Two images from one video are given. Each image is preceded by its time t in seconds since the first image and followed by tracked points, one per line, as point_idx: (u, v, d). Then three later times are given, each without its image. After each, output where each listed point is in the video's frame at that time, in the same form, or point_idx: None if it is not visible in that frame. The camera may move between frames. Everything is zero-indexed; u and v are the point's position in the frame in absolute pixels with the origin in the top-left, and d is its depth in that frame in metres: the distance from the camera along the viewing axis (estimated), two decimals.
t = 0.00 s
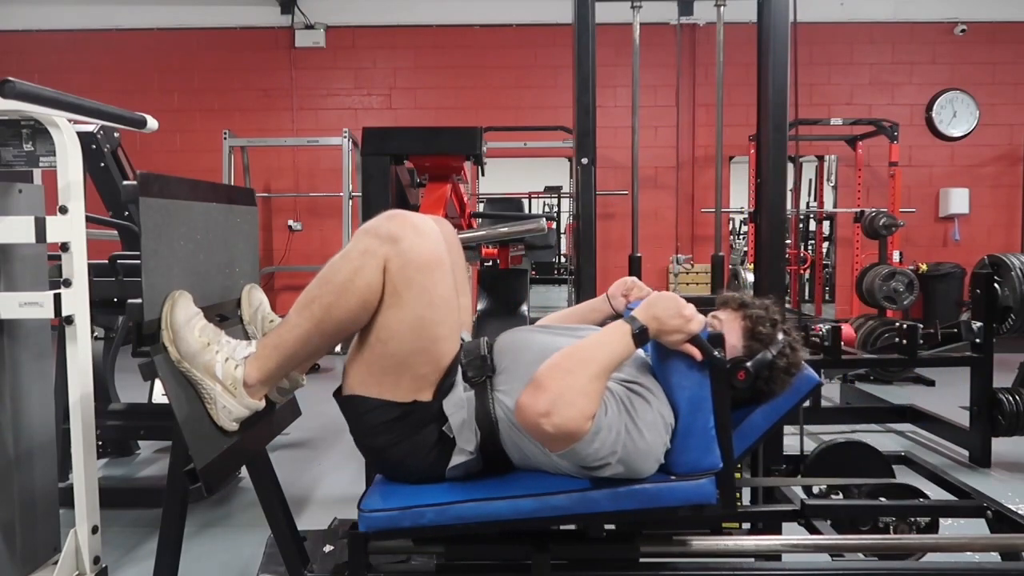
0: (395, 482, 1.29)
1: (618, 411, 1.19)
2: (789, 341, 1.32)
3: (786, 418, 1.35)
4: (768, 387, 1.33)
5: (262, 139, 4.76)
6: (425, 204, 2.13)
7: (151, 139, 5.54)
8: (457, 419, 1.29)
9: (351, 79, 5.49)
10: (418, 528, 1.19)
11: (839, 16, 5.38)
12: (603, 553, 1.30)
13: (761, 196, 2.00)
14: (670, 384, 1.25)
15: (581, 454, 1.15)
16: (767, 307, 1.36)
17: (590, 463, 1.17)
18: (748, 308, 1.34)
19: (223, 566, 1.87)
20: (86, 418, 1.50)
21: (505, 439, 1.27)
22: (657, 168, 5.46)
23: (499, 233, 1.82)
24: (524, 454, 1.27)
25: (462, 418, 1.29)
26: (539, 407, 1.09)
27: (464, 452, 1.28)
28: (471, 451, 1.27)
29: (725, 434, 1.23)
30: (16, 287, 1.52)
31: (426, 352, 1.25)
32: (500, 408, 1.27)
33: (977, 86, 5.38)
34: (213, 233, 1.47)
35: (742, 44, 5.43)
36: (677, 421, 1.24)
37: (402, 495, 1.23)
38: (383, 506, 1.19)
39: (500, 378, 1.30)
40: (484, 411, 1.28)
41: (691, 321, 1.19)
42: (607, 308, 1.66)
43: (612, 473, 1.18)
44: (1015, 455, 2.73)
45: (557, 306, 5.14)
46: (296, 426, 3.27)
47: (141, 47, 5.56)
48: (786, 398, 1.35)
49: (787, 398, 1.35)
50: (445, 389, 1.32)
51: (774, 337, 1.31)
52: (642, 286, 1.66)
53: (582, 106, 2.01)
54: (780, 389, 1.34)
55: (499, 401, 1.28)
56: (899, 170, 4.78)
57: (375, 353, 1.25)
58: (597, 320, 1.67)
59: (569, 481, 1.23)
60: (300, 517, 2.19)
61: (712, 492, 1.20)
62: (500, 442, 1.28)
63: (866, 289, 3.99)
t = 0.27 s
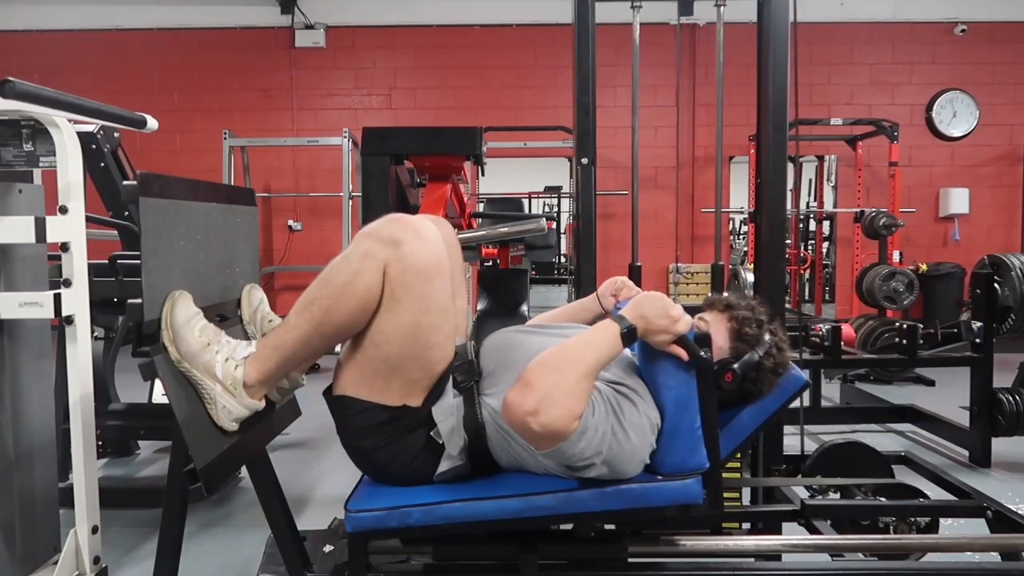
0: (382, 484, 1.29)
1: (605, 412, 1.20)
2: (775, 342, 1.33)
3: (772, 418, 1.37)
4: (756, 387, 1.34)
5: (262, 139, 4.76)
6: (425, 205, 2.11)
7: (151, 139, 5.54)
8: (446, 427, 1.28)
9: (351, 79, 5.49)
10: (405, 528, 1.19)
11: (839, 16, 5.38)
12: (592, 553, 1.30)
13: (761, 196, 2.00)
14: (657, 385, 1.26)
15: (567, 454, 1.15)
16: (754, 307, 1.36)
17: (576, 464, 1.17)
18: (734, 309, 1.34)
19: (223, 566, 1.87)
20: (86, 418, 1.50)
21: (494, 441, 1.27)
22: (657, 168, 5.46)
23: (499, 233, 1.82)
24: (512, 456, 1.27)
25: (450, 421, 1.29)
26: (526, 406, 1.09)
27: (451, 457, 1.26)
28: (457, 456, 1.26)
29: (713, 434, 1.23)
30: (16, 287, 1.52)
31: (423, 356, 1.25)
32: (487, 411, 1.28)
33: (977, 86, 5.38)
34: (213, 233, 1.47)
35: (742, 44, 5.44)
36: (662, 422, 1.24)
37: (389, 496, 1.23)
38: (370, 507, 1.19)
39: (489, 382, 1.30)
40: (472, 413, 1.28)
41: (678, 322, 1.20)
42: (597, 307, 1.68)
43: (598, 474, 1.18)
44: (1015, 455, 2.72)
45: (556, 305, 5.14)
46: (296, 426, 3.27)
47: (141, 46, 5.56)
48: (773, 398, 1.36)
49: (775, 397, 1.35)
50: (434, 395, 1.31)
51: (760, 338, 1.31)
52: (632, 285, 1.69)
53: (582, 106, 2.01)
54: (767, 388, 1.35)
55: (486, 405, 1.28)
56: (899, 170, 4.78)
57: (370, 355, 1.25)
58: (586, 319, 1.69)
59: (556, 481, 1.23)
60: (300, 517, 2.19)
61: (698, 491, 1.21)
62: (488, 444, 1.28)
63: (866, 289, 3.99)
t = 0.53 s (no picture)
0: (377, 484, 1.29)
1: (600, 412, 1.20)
2: (769, 343, 1.33)
3: (767, 418, 1.36)
4: (751, 388, 1.33)
5: (262, 139, 4.76)
6: (424, 205, 2.10)
7: (151, 139, 5.54)
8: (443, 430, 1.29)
9: (351, 79, 5.49)
10: (400, 528, 1.19)
11: (839, 16, 5.38)
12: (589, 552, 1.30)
13: (761, 196, 2.00)
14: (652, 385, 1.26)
15: (561, 455, 1.15)
16: (748, 308, 1.35)
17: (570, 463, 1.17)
18: (729, 310, 1.34)
19: (223, 566, 1.87)
20: (86, 418, 1.50)
21: (490, 441, 1.27)
22: (657, 168, 5.46)
23: (499, 233, 1.82)
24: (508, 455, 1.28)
25: (446, 424, 1.30)
26: (518, 406, 1.09)
27: (446, 457, 1.27)
28: (452, 456, 1.27)
29: (704, 434, 1.24)
30: (16, 287, 1.52)
31: (419, 355, 1.25)
32: (484, 411, 1.29)
33: (977, 86, 5.39)
34: (213, 234, 1.47)
35: (742, 44, 5.44)
36: (657, 422, 1.24)
37: (383, 495, 1.22)
38: (364, 506, 1.19)
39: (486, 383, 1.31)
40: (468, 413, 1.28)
41: (671, 322, 1.20)
42: (592, 306, 1.68)
43: (592, 473, 1.19)
44: (1014, 455, 2.72)
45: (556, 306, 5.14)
46: (296, 426, 3.28)
47: (141, 46, 5.56)
48: (767, 399, 1.36)
49: (769, 398, 1.35)
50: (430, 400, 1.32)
51: (755, 338, 1.31)
52: (627, 286, 1.70)
53: (582, 106, 2.01)
54: (762, 389, 1.34)
55: (483, 405, 1.29)
56: (899, 170, 4.78)
57: (365, 355, 1.25)
58: (581, 319, 1.68)
59: (551, 480, 1.23)
60: (301, 517, 2.19)
61: (692, 491, 1.21)
62: (484, 444, 1.28)
63: (866, 289, 3.99)
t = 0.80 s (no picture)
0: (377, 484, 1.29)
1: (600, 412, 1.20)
2: (769, 342, 1.33)
3: (767, 418, 1.36)
4: (750, 388, 1.34)
5: (262, 139, 4.76)
6: (424, 206, 2.10)
7: (151, 139, 5.54)
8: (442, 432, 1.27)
9: (351, 79, 5.49)
10: (400, 528, 1.19)
11: (839, 16, 5.38)
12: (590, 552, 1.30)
13: (761, 197, 2.00)
14: (652, 386, 1.26)
15: (561, 455, 1.15)
16: (749, 308, 1.35)
17: (569, 463, 1.17)
18: (729, 310, 1.34)
19: (224, 566, 1.87)
20: (86, 418, 1.50)
21: (490, 441, 1.27)
22: (657, 168, 5.46)
23: (499, 233, 1.82)
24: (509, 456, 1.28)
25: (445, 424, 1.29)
26: (518, 406, 1.09)
27: (446, 458, 1.26)
28: (452, 457, 1.27)
29: (704, 434, 1.24)
30: (16, 287, 1.52)
31: (419, 355, 1.25)
32: (484, 412, 1.28)
33: (977, 86, 5.39)
34: (213, 234, 1.47)
35: (742, 44, 5.44)
36: (657, 422, 1.24)
37: (383, 495, 1.22)
38: (364, 506, 1.19)
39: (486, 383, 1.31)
40: (469, 413, 1.27)
41: (672, 322, 1.20)
42: (592, 307, 1.68)
43: (591, 474, 1.19)
44: (1014, 455, 2.72)
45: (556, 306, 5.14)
46: (296, 426, 3.28)
47: (141, 46, 5.56)
48: (767, 399, 1.36)
49: (769, 398, 1.35)
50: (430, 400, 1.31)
51: (755, 339, 1.31)
52: (627, 285, 1.69)
53: (582, 106, 2.01)
54: (761, 389, 1.34)
55: (483, 406, 1.28)
56: (899, 170, 4.78)
57: (365, 355, 1.25)
58: (581, 319, 1.69)
59: (550, 480, 1.23)
60: (300, 517, 2.19)
61: (692, 492, 1.21)
62: (484, 445, 1.28)
63: (866, 288, 4.00)
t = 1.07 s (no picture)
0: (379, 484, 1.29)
1: (605, 412, 1.19)
2: (771, 344, 1.33)
3: (767, 419, 1.37)
4: (750, 390, 1.33)
5: (262, 139, 4.76)
6: (424, 206, 2.10)
7: (151, 139, 5.54)
8: (443, 428, 1.29)
9: (351, 79, 5.49)
10: (401, 528, 1.19)
11: (839, 16, 5.38)
12: (591, 552, 1.30)
13: (761, 197, 2.00)
14: (654, 386, 1.25)
15: (564, 455, 1.14)
16: (753, 310, 1.36)
17: (574, 464, 1.17)
18: (732, 310, 1.34)
19: (224, 566, 1.87)
20: (86, 418, 1.50)
21: (491, 442, 1.27)
22: (657, 168, 5.46)
23: (499, 233, 1.82)
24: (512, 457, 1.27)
25: (446, 423, 1.30)
26: (524, 406, 1.08)
27: (447, 457, 1.27)
28: (453, 457, 1.27)
29: (706, 434, 1.24)
30: (16, 287, 1.52)
31: (418, 355, 1.25)
32: (484, 411, 1.28)
33: (977, 86, 5.39)
34: (213, 234, 1.47)
35: (742, 44, 5.43)
36: (659, 422, 1.24)
37: (384, 496, 1.23)
38: (365, 507, 1.19)
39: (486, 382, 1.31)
40: (470, 413, 1.28)
41: (674, 323, 1.19)
42: (594, 307, 1.69)
43: (595, 474, 1.18)
44: (1013, 455, 2.72)
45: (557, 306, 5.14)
46: (296, 426, 3.28)
47: (141, 46, 5.56)
48: (768, 400, 1.36)
49: (769, 399, 1.35)
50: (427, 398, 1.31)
51: (756, 340, 1.31)
52: (628, 285, 1.69)
53: (582, 106, 2.00)
54: (762, 391, 1.34)
55: (484, 406, 1.28)
56: (899, 170, 4.78)
57: (365, 356, 1.25)
58: (582, 319, 1.69)
59: (552, 480, 1.23)
60: (300, 517, 2.19)
61: (693, 492, 1.21)
62: (486, 445, 1.27)
63: (866, 288, 4.00)
